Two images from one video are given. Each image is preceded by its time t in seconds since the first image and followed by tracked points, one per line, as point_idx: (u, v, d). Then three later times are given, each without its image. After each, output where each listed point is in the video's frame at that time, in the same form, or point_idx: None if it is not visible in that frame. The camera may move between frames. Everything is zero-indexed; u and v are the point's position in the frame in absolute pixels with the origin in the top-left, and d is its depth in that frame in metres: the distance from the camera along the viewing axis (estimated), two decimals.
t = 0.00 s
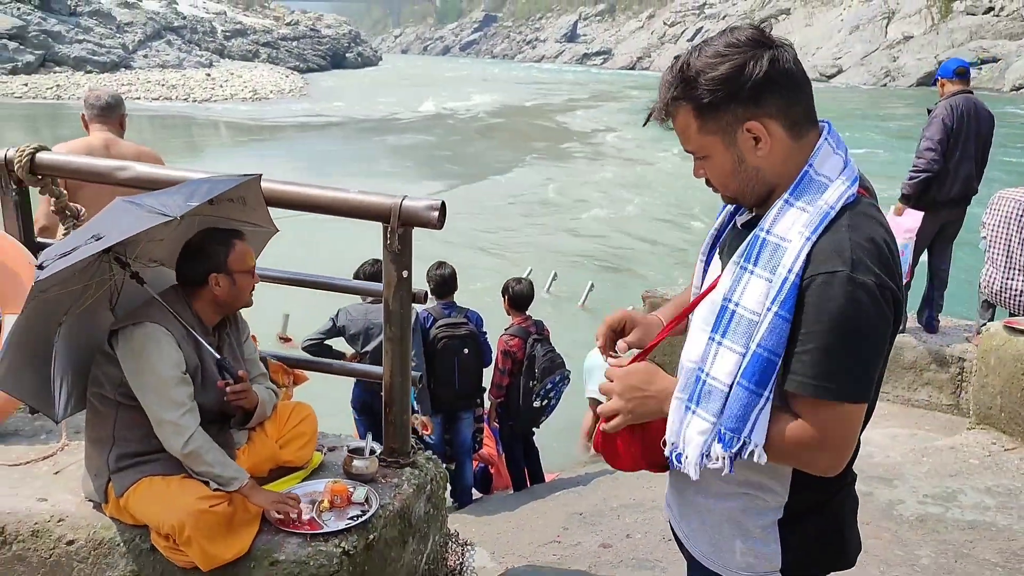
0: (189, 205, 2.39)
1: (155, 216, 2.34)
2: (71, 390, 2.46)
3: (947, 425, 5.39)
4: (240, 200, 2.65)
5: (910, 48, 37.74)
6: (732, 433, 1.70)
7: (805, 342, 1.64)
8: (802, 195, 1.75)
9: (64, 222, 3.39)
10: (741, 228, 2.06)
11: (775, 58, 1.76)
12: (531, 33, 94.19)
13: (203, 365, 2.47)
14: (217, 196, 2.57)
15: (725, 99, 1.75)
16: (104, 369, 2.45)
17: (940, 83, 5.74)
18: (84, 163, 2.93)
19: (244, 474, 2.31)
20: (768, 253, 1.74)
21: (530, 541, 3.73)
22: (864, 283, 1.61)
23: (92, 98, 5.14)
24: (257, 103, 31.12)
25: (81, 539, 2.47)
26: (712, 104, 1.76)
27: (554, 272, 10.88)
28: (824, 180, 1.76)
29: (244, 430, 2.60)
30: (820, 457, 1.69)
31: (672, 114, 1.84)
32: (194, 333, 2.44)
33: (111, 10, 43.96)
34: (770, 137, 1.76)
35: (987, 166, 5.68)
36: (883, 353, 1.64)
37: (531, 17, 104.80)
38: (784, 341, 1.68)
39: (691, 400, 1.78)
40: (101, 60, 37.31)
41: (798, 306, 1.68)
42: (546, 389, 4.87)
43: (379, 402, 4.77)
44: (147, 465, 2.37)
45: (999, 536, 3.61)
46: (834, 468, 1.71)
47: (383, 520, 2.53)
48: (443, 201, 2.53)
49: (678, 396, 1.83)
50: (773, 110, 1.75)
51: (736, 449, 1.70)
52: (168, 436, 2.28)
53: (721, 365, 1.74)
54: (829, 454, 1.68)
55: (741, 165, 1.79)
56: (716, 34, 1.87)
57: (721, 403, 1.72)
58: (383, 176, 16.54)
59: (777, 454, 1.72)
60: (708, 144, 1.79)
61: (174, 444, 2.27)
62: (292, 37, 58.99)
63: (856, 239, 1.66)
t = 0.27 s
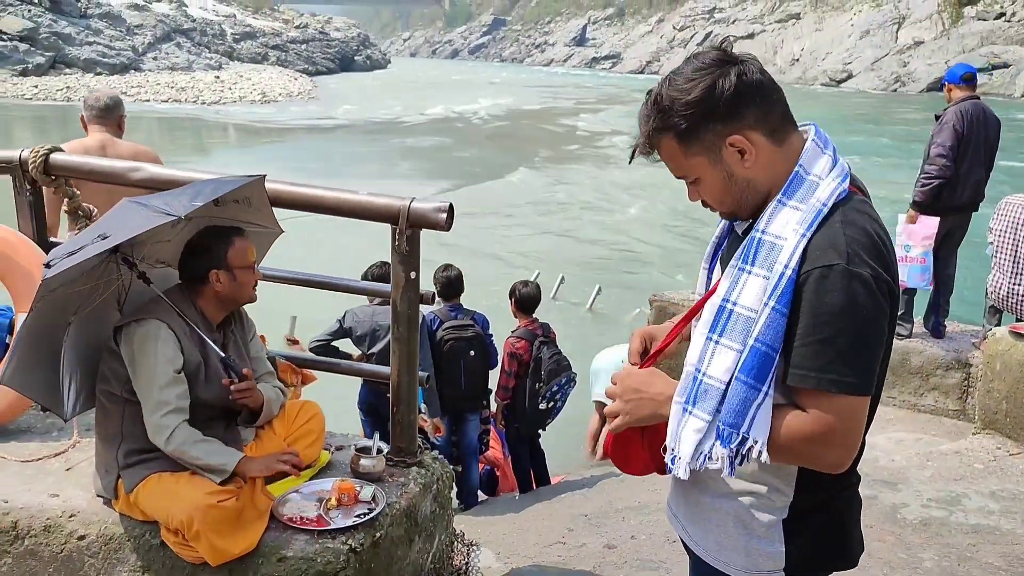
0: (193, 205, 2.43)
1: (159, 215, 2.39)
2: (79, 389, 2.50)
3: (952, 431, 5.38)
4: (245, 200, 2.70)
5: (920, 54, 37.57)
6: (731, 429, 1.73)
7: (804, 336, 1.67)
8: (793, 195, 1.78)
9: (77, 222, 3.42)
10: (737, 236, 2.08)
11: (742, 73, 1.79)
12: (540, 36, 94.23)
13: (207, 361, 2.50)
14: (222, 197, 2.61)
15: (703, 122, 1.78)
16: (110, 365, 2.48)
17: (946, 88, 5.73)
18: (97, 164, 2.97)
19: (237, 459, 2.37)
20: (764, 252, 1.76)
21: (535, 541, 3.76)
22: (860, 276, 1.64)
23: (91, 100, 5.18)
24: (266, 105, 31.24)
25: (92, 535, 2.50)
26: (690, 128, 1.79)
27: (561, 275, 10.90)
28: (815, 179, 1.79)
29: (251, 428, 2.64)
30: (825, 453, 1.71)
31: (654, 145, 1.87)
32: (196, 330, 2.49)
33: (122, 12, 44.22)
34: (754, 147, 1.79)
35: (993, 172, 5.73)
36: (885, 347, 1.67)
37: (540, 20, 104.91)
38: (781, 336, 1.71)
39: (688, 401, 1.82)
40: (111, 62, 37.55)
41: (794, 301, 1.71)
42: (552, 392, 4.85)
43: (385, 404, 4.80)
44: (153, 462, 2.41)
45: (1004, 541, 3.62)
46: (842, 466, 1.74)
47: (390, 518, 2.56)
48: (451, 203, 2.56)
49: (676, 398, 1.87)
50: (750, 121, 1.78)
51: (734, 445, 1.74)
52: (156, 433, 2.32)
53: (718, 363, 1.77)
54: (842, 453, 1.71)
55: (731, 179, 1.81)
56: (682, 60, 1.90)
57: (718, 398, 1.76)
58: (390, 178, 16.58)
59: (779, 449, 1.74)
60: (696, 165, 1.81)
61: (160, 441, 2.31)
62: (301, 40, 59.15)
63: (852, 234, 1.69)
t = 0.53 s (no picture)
0: (184, 217, 2.40)
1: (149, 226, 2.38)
2: (75, 397, 2.51)
3: (960, 440, 5.35)
4: (242, 209, 2.65)
5: (930, 59, 37.43)
6: (710, 423, 1.74)
7: (795, 335, 1.67)
8: (789, 198, 1.78)
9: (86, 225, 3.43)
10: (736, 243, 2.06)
11: (730, 86, 1.79)
12: (549, 41, 94.29)
13: (203, 367, 2.49)
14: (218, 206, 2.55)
15: (693, 135, 1.78)
16: (107, 373, 2.49)
17: (955, 95, 5.72)
18: (108, 168, 2.99)
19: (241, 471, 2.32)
20: (757, 253, 1.76)
21: (540, 547, 3.75)
22: (852, 276, 1.64)
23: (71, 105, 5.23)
24: (276, 108, 31.37)
25: (97, 538, 2.52)
26: (680, 142, 1.79)
27: (569, 279, 10.90)
28: (809, 184, 1.79)
29: (254, 431, 2.63)
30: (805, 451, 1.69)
31: (647, 160, 1.87)
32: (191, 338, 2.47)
33: (133, 16, 44.49)
34: (745, 160, 1.79)
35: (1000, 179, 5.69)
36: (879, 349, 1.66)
37: (549, 24, 105.03)
38: (766, 334, 1.72)
39: (673, 399, 1.81)
40: (122, 65, 37.78)
41: (785, 301, 1.72)
42: (557, 397, 4.89)
43: (391, 408, 4.80)
44: (155, 467, 2.40)
45: (1009, 550, 3.60)
46: (820, 467, 1.70)
47: (394, 523, 2.57)
48: (456, 209, 2.56)
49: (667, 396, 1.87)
50: (739, 133, 1.78)
51: (711, 437, 1.75)
52: (159, 439, 2.31)
53: (704, 361, 1.76)
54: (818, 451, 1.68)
55: (723, 191, 1.81)
56: (672, 77, 1.91)
57: (703, 396, 1.75)
58: (398, 182, 16.61)
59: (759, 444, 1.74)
60: (688, 180, 1.82)
61: (164, 447, 2.31)
62: (311, 43, 59.38)
63: (847, 236, 1.69)
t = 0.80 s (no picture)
0: (166, 227, 2.38)
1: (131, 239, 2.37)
2: (68, 403, 2.54)
3: (967, 444, 5.33)
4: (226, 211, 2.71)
5: (939, 61, 37.29)
6: (700, 419, 1.76)
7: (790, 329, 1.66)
8: (788, 199, 1.77)
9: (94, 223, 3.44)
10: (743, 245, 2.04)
11: (730, 89, 1.78)
12: (557, 42, 94.29)
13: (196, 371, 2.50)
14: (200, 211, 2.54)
15: (694, 139, 1.78)
16: (101, 381, 2.50)
17: (963, 98, 5.70)
18: (115, 168, 3.01)
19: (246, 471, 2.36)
20: (756, 255, 1.76)
21: (545, 549, 3.75)
22: (847, 268, 1.62)
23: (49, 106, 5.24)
24: (284, 109, 31.46)
25: (103, 536, 2.53)
26: (682, 146, 1.79)
27: (575, 281, 10.90)
28: (810, 184, 1.78)
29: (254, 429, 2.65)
30: (798, 437, 1.65)
31: (651, 166, 1.88)
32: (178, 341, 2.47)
33: (143, 16, 44.69)
34: (748, 162, 1.78)
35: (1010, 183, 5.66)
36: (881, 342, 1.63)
37: (557, 26, 105.09)
38: (762, 331, 1.71)
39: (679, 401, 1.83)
40: (131, 66, 37.97)
41: (781, 299, 1.72)
42: (562, 398, 4.88)
43: (397, 409, 4.81)
44: (156, 468, 2.42)
45: (1017, 555, 3.58)
46: (815, 458, 1.64)
47: (399, 524, 2.57)
48: (463, 210, 2.56)
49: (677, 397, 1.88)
50: (741, 135, 1.77)
51: (700, 432, 1.77)
52: (161, 443, 2.34)
53: (704, 361, 1.78)
54: (808, 437, 1.64)
55: (727, 194, 1.81)
56: (675, 82, 1.91)
57: (700, 392, 1.78)
58: (406, 183, 16.63)
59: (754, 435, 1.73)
60: (692, 183, 1.82)
61: (167, 451, 2.33)
62: (319, 44, 59.54)
63: (847, 232, 1.67)
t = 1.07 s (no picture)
0: (144, 234, 2.35)
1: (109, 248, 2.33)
2: (66, 403, 2.51)
3: (973, 446, 5.31)
4: (212, 207, 2.74)
5: (946, 62, 37.16)
6: (714, 422, 1.74)
7: (803, 328, 1.65)
8: (793, 198, 1.77)
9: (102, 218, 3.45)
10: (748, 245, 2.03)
11: (729, 92, 1.78)
12: (564, 42, 94.25)
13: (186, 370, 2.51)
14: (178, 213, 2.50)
15: (696, 143, 1.78)
16: (96, 383, 2.49)
17: (972, 99, 5.68)
18: (122, 164, 3.01)
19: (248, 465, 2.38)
20: (765, 255, 1.75)
21: (549, 548, 3.74)
22: (859, 266, 1.61)
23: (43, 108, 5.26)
24: (290, 107, 31.50)
25: (109, 532, 2.53)
26: (684, 150, 1.79)
27: (580, 280, 10.89)
28: (814, 183, 1.78)
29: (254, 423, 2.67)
30: (817, 440, 1.64)
31: (655, 173, 1.88)
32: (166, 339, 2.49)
33: (150, 14, 44.78)
34: (752, 162, 1.78)
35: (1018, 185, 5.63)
36: (894, 339, 1.62)
37: (563, 25, 105.04)
38: (773, 331, 1.70)
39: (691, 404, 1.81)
40: (138, 63, 38.08)
41: (791, 298, 1.71)
42: (568, 397, 4.87)
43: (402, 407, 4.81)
44: (156, 466, 2.43)
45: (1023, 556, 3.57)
46: (834, 458, 1.64)
47: (404, 522, 2.57)
48: (470, 208, 2.57)
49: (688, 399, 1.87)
50: (743, 134, 1.77)
51: (714, 435, 1.75)
52: (159, 441, 2.35)
53: (716, 364, 1.76)
54: (827, 437, 1.63)
55: (732, 195, 1.81)
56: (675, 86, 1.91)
57: (710, 395, 1.75)
58: (411, 181, 16.63)
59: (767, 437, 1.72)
60: (697, 188, 1.82)
61: (166, 448, 2.35)
62: (326, 42, 59.60)
63: (854, 229, 1.67)
